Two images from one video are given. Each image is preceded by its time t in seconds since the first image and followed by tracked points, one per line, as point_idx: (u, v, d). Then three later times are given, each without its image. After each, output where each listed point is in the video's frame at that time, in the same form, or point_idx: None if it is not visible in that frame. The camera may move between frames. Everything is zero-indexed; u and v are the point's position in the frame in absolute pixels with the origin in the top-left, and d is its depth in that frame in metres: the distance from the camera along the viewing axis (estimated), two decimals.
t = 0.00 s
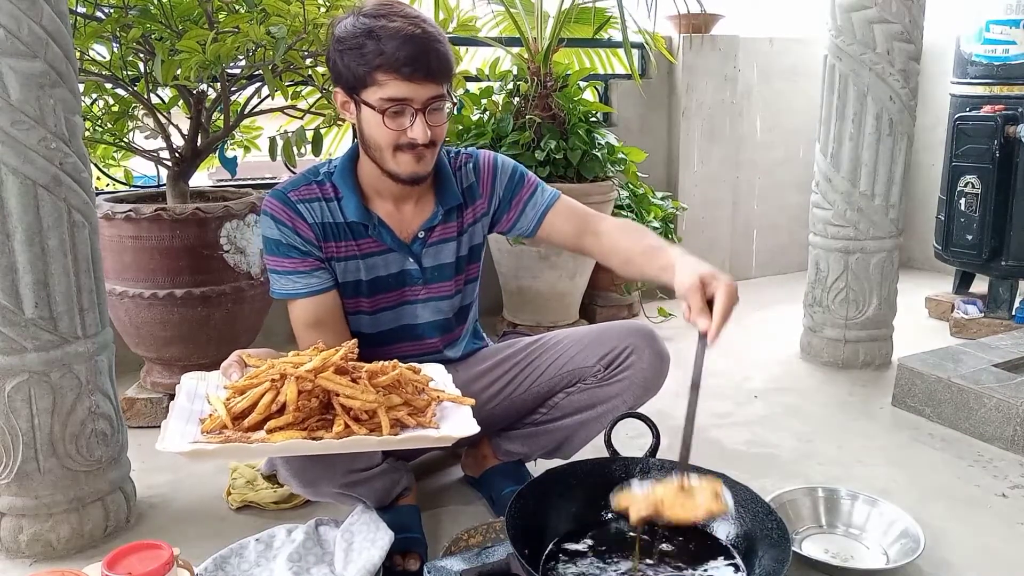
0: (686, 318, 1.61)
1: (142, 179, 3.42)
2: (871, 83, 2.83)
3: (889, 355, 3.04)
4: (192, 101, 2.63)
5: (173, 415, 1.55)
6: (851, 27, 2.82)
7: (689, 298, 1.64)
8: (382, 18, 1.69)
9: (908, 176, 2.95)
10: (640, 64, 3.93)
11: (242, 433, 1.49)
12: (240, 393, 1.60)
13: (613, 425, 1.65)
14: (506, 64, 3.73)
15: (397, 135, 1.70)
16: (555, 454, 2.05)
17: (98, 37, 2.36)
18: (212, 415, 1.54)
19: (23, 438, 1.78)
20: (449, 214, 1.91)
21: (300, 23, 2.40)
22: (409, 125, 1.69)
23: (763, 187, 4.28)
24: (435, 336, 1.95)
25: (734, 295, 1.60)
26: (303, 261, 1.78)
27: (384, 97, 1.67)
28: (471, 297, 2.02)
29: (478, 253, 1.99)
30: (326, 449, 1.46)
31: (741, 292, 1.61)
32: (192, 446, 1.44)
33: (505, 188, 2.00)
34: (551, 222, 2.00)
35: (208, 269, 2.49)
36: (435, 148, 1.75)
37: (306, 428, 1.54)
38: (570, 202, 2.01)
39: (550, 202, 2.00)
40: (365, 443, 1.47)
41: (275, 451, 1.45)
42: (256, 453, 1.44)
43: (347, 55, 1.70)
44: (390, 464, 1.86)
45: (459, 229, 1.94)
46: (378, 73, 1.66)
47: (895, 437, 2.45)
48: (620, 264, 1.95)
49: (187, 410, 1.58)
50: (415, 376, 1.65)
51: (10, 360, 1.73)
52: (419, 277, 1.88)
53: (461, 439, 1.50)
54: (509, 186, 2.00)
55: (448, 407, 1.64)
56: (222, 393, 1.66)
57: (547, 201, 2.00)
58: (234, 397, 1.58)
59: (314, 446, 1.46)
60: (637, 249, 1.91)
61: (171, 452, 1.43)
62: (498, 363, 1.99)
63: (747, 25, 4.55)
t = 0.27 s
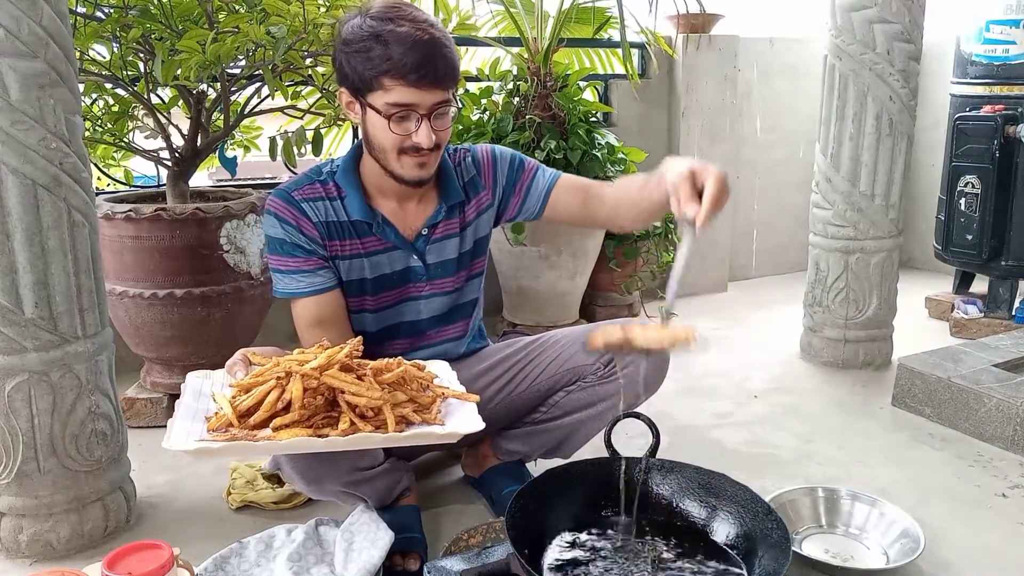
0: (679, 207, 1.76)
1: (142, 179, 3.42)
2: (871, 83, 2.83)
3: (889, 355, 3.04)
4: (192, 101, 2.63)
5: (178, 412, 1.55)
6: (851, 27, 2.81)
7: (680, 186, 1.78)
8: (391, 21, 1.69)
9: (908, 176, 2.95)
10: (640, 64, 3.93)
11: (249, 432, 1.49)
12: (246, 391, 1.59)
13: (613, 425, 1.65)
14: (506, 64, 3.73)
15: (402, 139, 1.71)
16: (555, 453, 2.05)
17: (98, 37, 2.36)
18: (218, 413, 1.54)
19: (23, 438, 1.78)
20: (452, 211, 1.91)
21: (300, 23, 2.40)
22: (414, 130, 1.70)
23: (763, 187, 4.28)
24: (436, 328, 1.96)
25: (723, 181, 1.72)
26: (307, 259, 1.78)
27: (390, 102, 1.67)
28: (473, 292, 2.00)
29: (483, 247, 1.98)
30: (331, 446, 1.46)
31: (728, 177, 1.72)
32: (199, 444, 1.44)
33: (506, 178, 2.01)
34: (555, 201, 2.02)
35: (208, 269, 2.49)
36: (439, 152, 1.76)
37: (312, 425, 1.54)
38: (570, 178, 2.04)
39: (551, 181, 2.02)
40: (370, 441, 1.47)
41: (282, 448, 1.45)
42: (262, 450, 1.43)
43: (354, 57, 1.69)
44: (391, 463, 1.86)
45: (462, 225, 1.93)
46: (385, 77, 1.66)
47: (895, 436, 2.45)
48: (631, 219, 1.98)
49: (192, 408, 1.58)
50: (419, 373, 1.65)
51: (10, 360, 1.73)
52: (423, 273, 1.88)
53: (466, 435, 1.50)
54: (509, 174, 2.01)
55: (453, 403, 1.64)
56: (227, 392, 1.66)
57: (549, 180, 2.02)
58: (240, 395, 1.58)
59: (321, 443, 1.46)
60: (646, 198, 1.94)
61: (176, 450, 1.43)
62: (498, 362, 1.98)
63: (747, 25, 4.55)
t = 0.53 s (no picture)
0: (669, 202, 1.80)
1: (142, 179, 3.42)
2: (871, 83, 2.83)
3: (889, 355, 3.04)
4: (192, 101, 2.63)
5: (176, 409, 1.55)
6: (851, 27, 2.81)
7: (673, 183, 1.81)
8: (396, 24, 1.68)
9: (908, 176, 2.95)
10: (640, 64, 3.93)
11: (245, 429, 1.49)
12: (243, 389, 1.59)
13: (613, 425, 1.65)
14: (506, 64, 3.73)
15: (404, 141, 1.71)
16: (555, 453, 2.05)
17: (98, 37, 2.36)
18: (214, 410, 1.54)
19: (23, 438, 1.78)
20: (453, 210, 1.91)
21: (300, 23, 2.40)
22: (416, 133, 1.70)
23: (763, 187, 4.28)
24: (436, 326, 1.96)
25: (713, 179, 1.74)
26: (309, 258, 1.78)
27: (394, 105, 1.67)
28: (473, 292, 1.99)
29: (483, 247, 1.97)
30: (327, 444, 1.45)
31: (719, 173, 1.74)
32: (195, 441, 1.43)
33: (506, 178, 2.01)
34: (556, 198, 2.02)
35: (208, 269, 2.49)
36: (441, 154, 1.76)
37: (308, 423, 1.54)
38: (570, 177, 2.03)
39: (551, 179, 2.02)
40: (366, 439, 1.47)
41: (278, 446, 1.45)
42: (258, 447, 1.43)
43: (359, 59, 1.69)
44: (391, 462, 1.86)
45: (463, 224, 1.93)
46: (389, 80, 1.66)
47: (895, 436, 2.45)
48: (631, 215, 1.98)
49: (190, 405, 1.58)
50: (416, 372, 1.65)
51: (10, 360, 1.73)
52: (424, 273, 1.88)
53: (462, 434, 1.50)
54: (510, 173, 2.01)
55: (450, 403, 1.64)
56: (224, 389, 1.66)
57: (549, 179, 2.02)
58: (237, 393, 1.58)
59: (317, 441, 1.45)
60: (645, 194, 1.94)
61: (173, 447, 1.42)
62: (498, 362, 1.98)
63: (747, 25, 4.55)
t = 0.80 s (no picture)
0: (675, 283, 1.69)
1: (142, 179, 3.42)
2: (871, 83, 2.83)
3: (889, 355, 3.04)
4: (192, 101, 2.63)
5: (172, 405, 1.55)
6: (851, 27, 2.82)
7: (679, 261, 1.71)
8: (394, 26, 1.68)
9: (908, 176, 2.95)
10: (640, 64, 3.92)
11: (240, 425, 1.49)
12: (239, 385, 1.59)
13: (613, 426, 1.65)
14: (506, 64, 3.73)
15: (402, 144, 1.71)
16: (555, 452, 2.05)
17: (98, 37, 2.36)
18: (210, 407, 1.54)
19: (23, 438, 1.78)
20: (453, 215, 1.91)
21: (300, 23, 2.40)
22: (414, 135, 1.70)
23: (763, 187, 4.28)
24: (434, 335, 1.97)
25: (722, 262, 1.66)
26: (307, 258, 1.78)
27: (392, 107, 1.67)
28: (470, 298, 2.00)
29: (481, 255, 1.98)
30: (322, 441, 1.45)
31: (729, 260, 1.67)
32: (191, 436, 1.43)
33: (509, 185, 2.00)
34: (558, 213, 2.01)
35: (208, 269, 2.49)
36: (439, 156, 1.76)
37: (303, 420, 1.54)
38: (574, 194, 2.02)
39: (555, 194, 2.01)
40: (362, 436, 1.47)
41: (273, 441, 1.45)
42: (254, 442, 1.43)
43: (357, 61, 1.69)
44: (390, 462, 1.86)
45: (462, 229, 1.93)
46: (387, 83, 1.66)
47: (895, 436, 2.45)
48: (630, 248, 1.96)
49: (187, 402, 1.58)
50: (413, 371, 1.65)
51: (10, 360, 1.73)
52: (422, 276, 1.89)
53: (457, 432, 1.50)
54: (513, 182, 2.01)
55: (445, 401, 1.64)
56: (221, 386, 1.67)
57: (552, 193, 2.01)
58: (233, 389, 1.58)
59: (312, 437, 1.46)
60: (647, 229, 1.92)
61: (169, 441, 1.43)
62: (497, 361, 1.99)
63: (747, 25, 4.55)
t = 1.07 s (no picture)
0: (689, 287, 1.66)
1: (142, 179, 3.42)
2: (871, 83, 2.83)
3: (889, 355, 3.04)
4: (192, 101, 2.63)
5: (176, 405, 1.55)
6: (851, 28, 2.82)
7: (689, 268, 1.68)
8: (400, 29, 1.68)
9: (908, 176, 2.95)
10: (640, 63, 3.93)
11: (245, 425, 1.49)
12: (243, 386, 1.59)
13: (613, 426, 1.65)
14: (506, 64, 3.73)
15: (405, 148, 1.71)
16: (555, 454, 2.05)
17: (98, 37, 2.36)
18: (215, 407, 1.55)
19: (23, 438, 1.78)
20: (455, 217, 1.91)
21: (300, 23, 2.40)
22: (417, 140, 1.70)
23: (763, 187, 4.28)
24: (436, 334, 1.96)
25: (734, 261, 1.65)
26: (309, 259, 1.78)
27: (395, 112, 1.67)
28: (471, 299, 1.99)
29: (484, 255, 1.98)
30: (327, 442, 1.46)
31: (742, 261, 1.66)
32: (196, 436, 1.43)
33: (512, 186, 2.00)
34: (563, 208, 1.99)
35: (208, 269, 2.49)
36: (441, 163, 1.75)
37: (308, 421, 1.54)
38: (578, 185, 2.00)
39: (560, 186, 1.99)
40: (366, 437, 1.47)
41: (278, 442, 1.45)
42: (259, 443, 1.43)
43: (362, 64, 1.69)
44: (390, 463, 1.87)
45: (465, 231, 1.93)
46: (391, 87, 1.65)
47: (896, 436, 2.45)
48: (639, 239, 1.96)
49: (190, 402, 1.58)
50: (416, 373, 1.65)
51: (10, 360, 1.73)
52: (423, 279, 1.88)
53: (461, 434, 1.50)
54: (516, 179, 2.00)
55: (449, 404, 1.64)
56: (225, 386, 1.66)
57: (557, 187, 1.99)
58: (238, 390, 1.58)
59: (317, 438, 1.46)
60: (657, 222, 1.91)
61: (175, 441, 1.42)
62: (497, 362, 1.98)
63: (747, 25, 4.55)
